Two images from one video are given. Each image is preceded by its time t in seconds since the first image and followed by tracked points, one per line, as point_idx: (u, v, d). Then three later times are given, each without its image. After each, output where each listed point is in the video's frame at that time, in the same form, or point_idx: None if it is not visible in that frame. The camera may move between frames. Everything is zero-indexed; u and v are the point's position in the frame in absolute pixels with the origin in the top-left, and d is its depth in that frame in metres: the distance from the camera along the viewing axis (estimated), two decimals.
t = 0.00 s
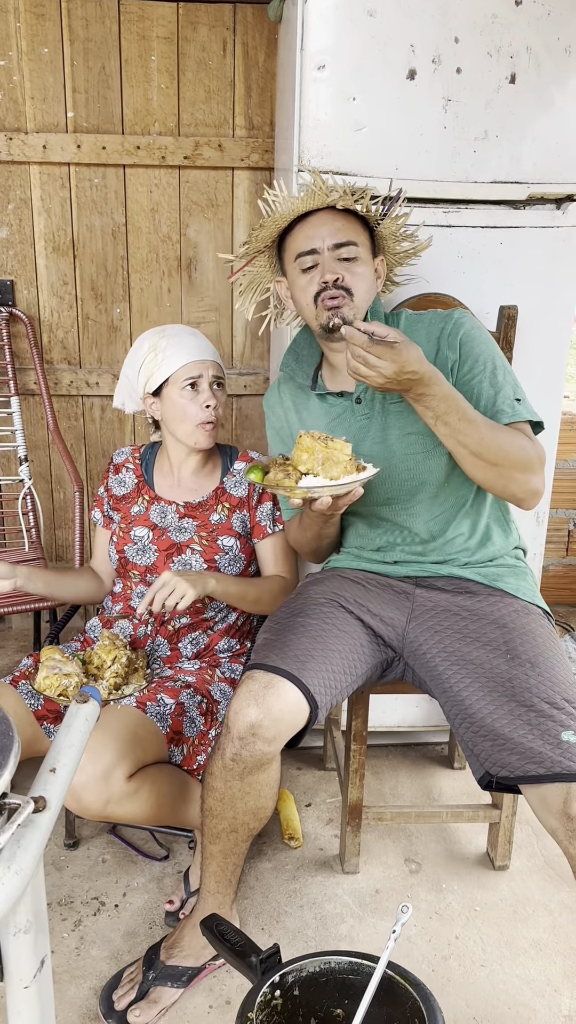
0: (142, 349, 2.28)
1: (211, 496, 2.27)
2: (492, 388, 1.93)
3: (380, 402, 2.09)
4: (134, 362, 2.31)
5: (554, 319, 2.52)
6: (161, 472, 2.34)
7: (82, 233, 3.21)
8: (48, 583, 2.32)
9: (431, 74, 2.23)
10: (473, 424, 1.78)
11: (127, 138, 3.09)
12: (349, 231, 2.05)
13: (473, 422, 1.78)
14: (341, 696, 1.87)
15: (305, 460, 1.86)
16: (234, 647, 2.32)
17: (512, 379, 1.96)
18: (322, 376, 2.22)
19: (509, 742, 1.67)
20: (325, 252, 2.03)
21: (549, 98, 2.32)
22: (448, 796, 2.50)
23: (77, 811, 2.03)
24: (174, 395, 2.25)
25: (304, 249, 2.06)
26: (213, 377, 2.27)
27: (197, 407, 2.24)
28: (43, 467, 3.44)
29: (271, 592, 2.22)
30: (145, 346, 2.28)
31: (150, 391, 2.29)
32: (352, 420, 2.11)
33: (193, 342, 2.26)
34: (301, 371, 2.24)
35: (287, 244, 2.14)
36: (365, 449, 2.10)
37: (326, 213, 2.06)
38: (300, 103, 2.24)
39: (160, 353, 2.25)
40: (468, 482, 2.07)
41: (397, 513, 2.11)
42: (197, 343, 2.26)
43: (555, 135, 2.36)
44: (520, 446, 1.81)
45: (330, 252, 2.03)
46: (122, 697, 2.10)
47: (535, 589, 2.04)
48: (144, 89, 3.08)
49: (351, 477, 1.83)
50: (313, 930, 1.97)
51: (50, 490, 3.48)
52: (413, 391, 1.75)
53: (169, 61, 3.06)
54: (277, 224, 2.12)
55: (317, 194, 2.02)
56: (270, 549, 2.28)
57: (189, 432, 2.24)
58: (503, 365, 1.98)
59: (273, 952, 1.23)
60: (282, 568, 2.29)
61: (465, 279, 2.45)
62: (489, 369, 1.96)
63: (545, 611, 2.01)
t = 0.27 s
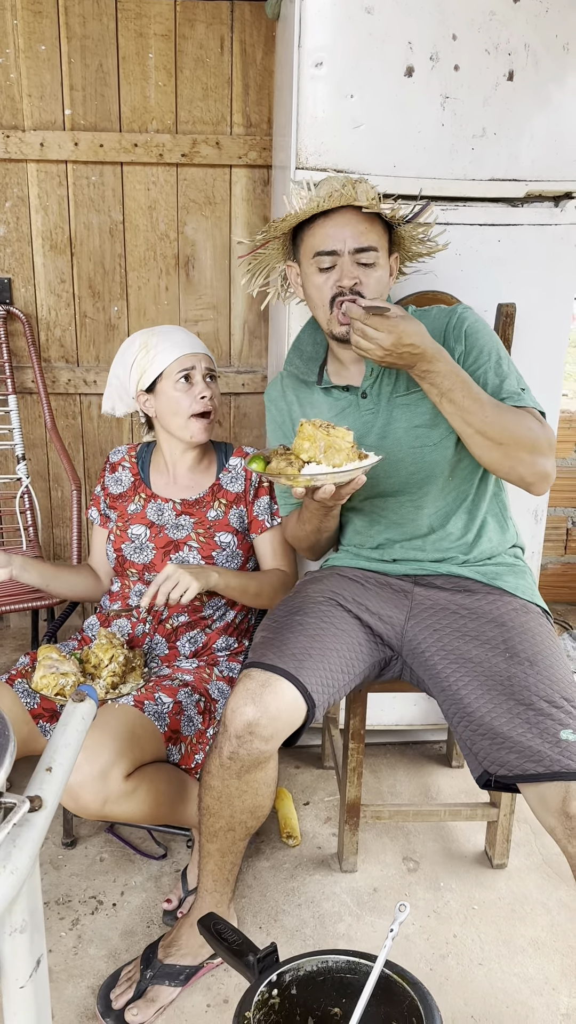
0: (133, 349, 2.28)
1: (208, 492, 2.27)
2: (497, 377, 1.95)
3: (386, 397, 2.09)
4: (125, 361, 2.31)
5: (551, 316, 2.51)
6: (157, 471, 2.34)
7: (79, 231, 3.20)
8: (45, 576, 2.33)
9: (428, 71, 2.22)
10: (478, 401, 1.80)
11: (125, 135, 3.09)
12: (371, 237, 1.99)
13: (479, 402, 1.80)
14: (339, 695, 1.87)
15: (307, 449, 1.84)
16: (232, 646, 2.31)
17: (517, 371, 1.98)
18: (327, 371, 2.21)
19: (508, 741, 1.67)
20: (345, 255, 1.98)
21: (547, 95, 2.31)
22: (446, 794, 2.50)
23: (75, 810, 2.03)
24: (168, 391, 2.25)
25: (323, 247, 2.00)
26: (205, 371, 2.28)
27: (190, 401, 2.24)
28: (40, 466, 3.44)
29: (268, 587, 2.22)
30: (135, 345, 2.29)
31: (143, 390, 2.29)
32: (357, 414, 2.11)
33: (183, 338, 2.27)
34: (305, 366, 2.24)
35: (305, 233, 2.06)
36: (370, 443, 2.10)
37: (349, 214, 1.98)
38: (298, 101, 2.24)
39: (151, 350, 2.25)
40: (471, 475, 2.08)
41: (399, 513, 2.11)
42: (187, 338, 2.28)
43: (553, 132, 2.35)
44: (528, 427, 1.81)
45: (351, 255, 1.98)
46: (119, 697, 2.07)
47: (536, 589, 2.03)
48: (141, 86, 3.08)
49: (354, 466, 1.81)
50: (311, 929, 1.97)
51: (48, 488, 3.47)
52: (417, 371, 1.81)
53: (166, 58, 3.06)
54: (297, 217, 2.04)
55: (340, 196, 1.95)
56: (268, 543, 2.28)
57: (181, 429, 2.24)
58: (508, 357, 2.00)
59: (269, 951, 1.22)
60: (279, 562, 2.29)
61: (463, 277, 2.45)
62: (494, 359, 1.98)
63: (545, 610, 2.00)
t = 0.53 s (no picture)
0: (130, 347, 2.28)
1: (206, 492, 2.26)
2: (503, 375, 1.95)
3: (392, 395, 2.09)
4: (121, 361, 2.30)
5: (548, 315, 2.51)
6: (155, 470, 2.33)
7: (77, 230, 3.20)
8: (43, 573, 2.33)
9: (426, 70, 2.22)
10: (486, 398, 1.80)
11: (122, 134, 3.08)
12: (387, 240, 1.98)
13: (485, 398, 1.80)
14: (341, 696, 1.87)
15: (300, 445, 1.85)
16: (230, 646, 2.31)
17: (523, 370, 1.98)
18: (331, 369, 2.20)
19: (509, 740, 1.67)
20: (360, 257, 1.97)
21: (546, 94, 2.31)
22: (445, 794, 2.50)
23: (73, 810, 2.03)
24: (166, 390, 2.24)
25: (339, 246, 1.98)
26: (202, 369, 2.28)
27: (188, 400, 2.23)
28: (38, 465, 3.43)
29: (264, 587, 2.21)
30: (132, 345, 2.29)
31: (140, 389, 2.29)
32: (362, 410, 2.11)
33: (179, 337, 2.27)
34: (308, 364, 2.23)
35: (320, 228, 2.03)
36: (373, 440, 2.10)
37: (366, 215, 1.97)
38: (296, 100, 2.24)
39: (148, 349, 2.25)
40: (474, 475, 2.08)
41: (402, 512, 2.11)
42: (184, 337, 2.28)
43: (551, 131, 2.35)
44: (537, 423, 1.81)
45: (365, 257, 1.98)
46: (117, 697, 2.01)
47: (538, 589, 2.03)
48: (139, 85, 3.07)
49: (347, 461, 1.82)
50: (310, 928, 1.97)
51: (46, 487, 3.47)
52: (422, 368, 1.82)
53: (164, 57, 3.05)
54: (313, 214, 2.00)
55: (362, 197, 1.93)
56: (266, 542, 2.27)
57: (179, 428, 2.24)
58: (514, 356, 2.00)
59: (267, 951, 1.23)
60: (278, 561, 2.28)
61: (462, 276, 2.44)
62: (500, 357, 1.98)
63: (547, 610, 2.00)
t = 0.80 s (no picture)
0: (130, 347, 2.29)
1: (206, 491, 2.26)
2: (508, 377, 1.95)
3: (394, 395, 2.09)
4: (122, 360, 2.31)
5: (549, 314, 2.50)
6: (155, 470, 2.33)
7: (77, 230, 3.19)
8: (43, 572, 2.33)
9: (426, 69, 2.22)
10: (490, 419, 1.79)
11: (122, 134, 3.08)
12: (380, 244, 1.96)
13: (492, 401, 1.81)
14: (342, 695, 1.87)
15: (293, 441, 1.85)
16: (231, 646, 2.31)
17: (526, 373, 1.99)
18: (332, 368, 2.19)
19: (511, 741, 1.67)
20: (352, 260, 1.97)
21: (546, 93, 2.31)
22: (445, 793, 2.50)
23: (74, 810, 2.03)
24: (161, 392, 2.25)
25: (331, 250, 1.98)
26: (200, 372, 2.26)
27: (184, 402, 2.23)
28: (38, 465, 3.43)
29: (266, 586, 2.21)
30: (133, 343, 2.29)
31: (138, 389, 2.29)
32: (363, 410, 2.11)
33: (179, 338, 2.26)
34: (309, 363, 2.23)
35: (316, 230, 2.02)
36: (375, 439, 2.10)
37: (359, 219, 1.95)
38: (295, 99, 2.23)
39: (147, 349, 2.25)
40: (475, 475, 2.08)
41: (403, 511, 2.11)
42: (184, 338, 2.26)
43: (551, 131, 2.35)
44: (540, 437, 1.81)
45: (357, 261, 1.96)
46: (118, 697, 2.02)
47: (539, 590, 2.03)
48: (139, 85, 3.07)
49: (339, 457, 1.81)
50: (310, 929, 1.97)
51: (46, 487, 3.47)
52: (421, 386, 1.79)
53: (164, 56, 3.05)
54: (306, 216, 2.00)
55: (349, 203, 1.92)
56: (266, 543, 2.27)
57: (176, 429, 2.24)
58: (517, 359, 2.01)
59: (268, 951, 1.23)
60: (278, 562, 2.28)
61: (462, 276, 2.44)
62: (504, 359, 1.99)
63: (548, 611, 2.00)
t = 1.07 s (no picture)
0: (140, 346, 2.28)
1: (209, 492, 2.27)
2: (506, 379, 1.96)
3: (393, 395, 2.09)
4: (133, 356, 2.31)
5: (549, 314, 2.50)
6: (155, 470, 2.33)
7: (77, 230, 3.19)
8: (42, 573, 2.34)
9: (426, 69, 2.22)
10: (483, 446, 1.80)
11: (122, 134, 3.08)
12: (373, 249, 1.96)
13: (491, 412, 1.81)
14: (341, 695, 1.87)
15: (290, 434, 1.84)
16: (231, 646, 2.31)
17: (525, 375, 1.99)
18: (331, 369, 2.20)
19: (511, 741, 1.67)
20: (346, 265, 1.97)
21: (546, 94, 2.31)
22: (445, 793, 2.50)
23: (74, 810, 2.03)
24: (170, 392, 2.24)
25: (325, 254, 1.98)
26: (210, 374, 2.26)
27: (193, 403, 2.23)
28: (38, 465, 3.43)
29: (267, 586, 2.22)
30: (146, 340, 2.29)
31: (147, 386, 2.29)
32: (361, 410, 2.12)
33: (191, 338, 2.26)
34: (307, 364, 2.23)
35: (312, 234, 2.02)
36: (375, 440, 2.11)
37: (353, 224, 1.95)
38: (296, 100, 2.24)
39: (159, 348, 2.25)
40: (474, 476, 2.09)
41: (402, 512, 2.11)
42: (196, 339, 2.26)
43: (551, 131, 2.35)
44: (533, 454, 1.81)
45: (351, 266, 1.96)
46: (119, 697, 2.03)
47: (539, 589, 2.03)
48: (139, 85, 3.07)
49: (335, 452, 1.81)
50: (311, 928, 1.97)
51: (46, 487, 3.47)
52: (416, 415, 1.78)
53: (164, 57, 3.05)
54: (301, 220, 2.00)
55: (343, 208, 1.91)
56: (267, 545, 2.28)
57: (184, 430, 2.24)
58: (515, 360, 2.01)
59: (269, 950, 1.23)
60: (279, 564, 2.29)
61: (462, 277, 2.44)
62: (503, 361, 1.99)
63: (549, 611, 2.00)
